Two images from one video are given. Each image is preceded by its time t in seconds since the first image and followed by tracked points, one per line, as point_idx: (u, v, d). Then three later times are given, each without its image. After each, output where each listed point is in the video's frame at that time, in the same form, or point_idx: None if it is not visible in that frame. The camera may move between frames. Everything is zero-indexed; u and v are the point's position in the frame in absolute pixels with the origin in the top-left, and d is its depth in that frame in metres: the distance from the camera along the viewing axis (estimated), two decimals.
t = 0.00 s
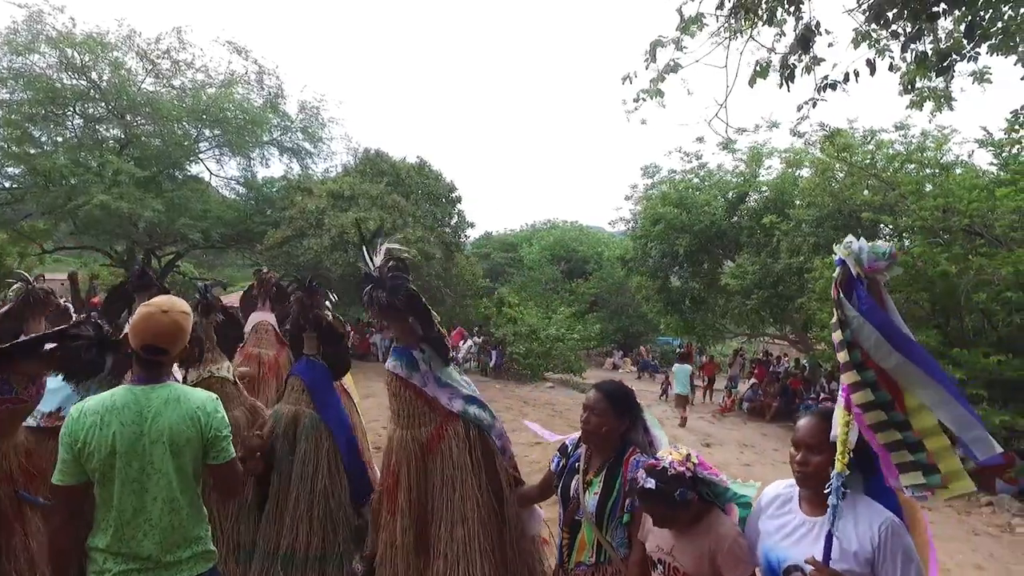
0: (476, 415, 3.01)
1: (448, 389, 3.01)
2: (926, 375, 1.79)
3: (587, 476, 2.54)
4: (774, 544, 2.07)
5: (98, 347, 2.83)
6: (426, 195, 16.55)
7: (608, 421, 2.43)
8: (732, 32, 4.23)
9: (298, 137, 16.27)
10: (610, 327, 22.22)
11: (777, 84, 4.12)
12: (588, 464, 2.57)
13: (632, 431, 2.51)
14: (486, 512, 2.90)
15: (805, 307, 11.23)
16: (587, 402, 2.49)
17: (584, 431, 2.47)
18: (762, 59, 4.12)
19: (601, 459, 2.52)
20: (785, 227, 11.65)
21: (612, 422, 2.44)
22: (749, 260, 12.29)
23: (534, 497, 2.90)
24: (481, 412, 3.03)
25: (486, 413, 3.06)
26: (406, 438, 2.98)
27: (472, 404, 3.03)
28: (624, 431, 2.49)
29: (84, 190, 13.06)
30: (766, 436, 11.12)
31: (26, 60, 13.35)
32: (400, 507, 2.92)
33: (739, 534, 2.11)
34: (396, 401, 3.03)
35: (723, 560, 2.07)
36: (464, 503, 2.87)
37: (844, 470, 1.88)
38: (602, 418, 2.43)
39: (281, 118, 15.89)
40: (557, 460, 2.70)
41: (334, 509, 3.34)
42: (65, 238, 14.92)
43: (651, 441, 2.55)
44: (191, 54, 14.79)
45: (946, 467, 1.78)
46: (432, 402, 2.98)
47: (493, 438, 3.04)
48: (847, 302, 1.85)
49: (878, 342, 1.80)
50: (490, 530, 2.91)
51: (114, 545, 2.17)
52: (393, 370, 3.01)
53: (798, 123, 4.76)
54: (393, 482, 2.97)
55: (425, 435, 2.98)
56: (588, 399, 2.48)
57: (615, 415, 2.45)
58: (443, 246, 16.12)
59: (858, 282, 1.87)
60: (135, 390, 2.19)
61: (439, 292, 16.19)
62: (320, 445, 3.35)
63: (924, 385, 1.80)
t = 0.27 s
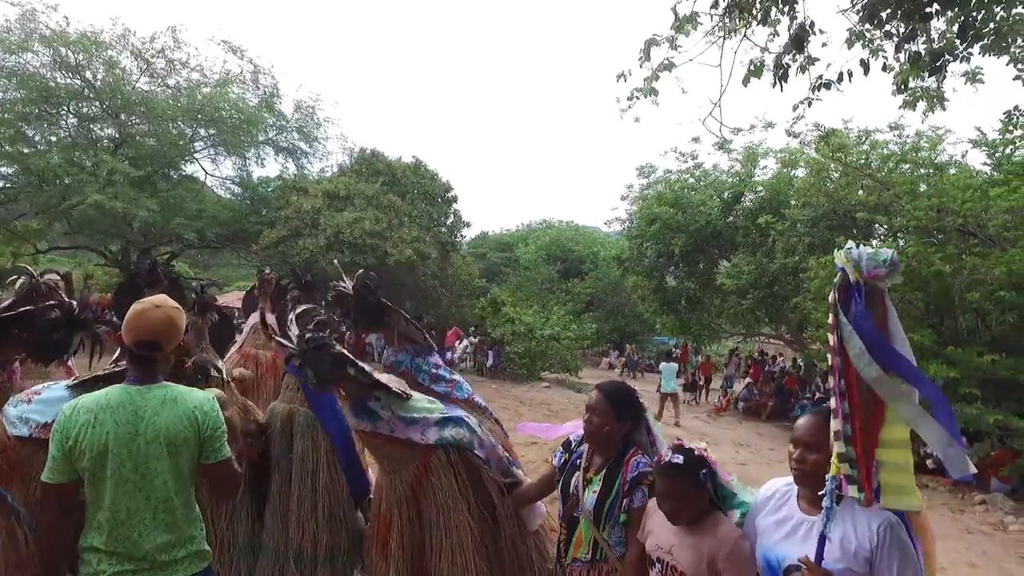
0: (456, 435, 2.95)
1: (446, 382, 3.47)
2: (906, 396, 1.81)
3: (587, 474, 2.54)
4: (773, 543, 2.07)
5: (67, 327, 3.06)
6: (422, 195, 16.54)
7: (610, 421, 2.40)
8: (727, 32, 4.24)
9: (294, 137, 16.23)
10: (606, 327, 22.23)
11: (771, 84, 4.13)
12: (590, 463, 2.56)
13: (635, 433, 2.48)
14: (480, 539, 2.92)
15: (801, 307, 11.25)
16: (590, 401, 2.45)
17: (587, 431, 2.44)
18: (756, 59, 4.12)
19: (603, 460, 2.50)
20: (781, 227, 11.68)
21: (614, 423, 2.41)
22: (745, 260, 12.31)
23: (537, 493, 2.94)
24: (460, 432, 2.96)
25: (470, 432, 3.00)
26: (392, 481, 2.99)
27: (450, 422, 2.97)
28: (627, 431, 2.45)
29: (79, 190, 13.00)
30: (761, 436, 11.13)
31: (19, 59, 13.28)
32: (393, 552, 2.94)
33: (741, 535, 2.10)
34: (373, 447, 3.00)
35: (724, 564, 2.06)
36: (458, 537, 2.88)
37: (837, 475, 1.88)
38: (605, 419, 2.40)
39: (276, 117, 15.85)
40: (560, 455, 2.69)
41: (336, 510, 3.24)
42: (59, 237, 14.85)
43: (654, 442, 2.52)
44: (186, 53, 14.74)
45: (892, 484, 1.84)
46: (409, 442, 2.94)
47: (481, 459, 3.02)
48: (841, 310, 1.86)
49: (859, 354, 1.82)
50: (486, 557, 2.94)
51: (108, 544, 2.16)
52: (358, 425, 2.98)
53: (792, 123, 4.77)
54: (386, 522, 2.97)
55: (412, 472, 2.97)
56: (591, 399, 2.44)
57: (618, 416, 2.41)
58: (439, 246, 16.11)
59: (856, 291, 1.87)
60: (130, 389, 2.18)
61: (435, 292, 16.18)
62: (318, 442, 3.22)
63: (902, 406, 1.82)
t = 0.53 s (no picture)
0: (438, 462, 2.54)
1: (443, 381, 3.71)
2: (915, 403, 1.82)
3: (589, 472, 2.47)
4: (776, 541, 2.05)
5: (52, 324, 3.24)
6: (418, 195, 16.52)
7: (611, 418, 2.36)
8: (723, 32, 4.25)
9: (290, 137, 16.20)
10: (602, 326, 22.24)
11: (768, 83, 4.13)
12: (591, 461, 2.49)
13: (636, 429, 2.45)
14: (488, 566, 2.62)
15: (797, 307, 11.27)
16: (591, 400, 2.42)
17: (589, 429, 2.40)
18: (752, 58, 4.13)
19: (603, 457, 2.44)
20: (777, 226, 11.70)
21: (614, 419, 2.37)
22: (742, 260, 12.33)
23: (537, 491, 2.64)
24: (443, 455, 2.56)
25: (453, 452, 2.60)
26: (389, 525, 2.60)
27: (430, 448, 2.55)
28: (626, 429, 2.42)
29: (74, 189, 12.97)
30: (758, 436, 11.15)
31: (14, 58, 13.23)
32: None
33: (738, 533, 2.13)
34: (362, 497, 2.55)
35: (720, 559, 2.08)
36: None
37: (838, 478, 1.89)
38: (605, 415, 2.36)
39: (272, 117, 15.82)
40: (561, 453, 2.61)
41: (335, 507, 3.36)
42: (55, 237, 14.81)
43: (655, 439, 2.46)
44: (182, 52, 14.70)
45: (907, 496, 1.78)
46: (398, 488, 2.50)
47: (473, 478, 2.64)
48: (851, 324, 1.87)
49: (869, 365, 1.82)
50: None
51: (106, 547, 2.15)
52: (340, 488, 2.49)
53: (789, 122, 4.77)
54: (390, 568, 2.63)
55: (409, 514, 2.58)
56: (592, 398, 2.40)
57: (617, 413, 2.38)
58: (435, 246, 16.11)
59: (868, 301, 1.88)
60: (124, 391, 2.17)
61: (432, 292, 16.18)
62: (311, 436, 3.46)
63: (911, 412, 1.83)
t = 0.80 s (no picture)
0: (429, 481, 2.36)
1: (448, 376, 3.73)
2: (917, 410, 1.82)
3: (596, 476, 2.44)
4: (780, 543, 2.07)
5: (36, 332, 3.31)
6: (417, 194, 16.52)
7: (614, 420, 2.34)
8: (722, 33, 4.25)
9: (288, 137, 16.19)
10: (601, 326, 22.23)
11: (767, 84, 4.14)
12: (597, 464, 2.47)
13: (640, 429, 2.42)
14: None
15: (795, 307, 11.29)
16: (592, 403, 2.39)
17: (593, 433, 2.37)
18: (751, 59, 4.13)
19: (609, 459, 2.42)
20: (775, 227, 11.71)
21: (617, 421, 2.35)
22: (740, 260, 12.34)
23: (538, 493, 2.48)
24: (433, 472, 2.37)
25: (442, 466, 2.42)
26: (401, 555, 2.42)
27: (418, 468, 2.36)
28: (629, 429, 2.40)
29: (72, 189, 12.95)
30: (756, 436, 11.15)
31: (12, 57, 13.21)
32: None
33: (738, 526, 2.14)
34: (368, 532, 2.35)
35: (723, 553, 2.10)
36: None
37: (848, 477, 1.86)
38: (609, 417, 2.34)
39: (270, 117, 15.81)
40: (564, 457, 2.55)
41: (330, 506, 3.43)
42: (52, 237, 14.79)
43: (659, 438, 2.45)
44: (180, 52, 14.69)
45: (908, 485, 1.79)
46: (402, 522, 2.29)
47: (467, 488, 2.45)
48: (866, 331, 1.83)
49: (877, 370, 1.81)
50: None
51: (100, 550, 2.15)
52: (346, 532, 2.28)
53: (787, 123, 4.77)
54: None
55: (414, 539, 2.39)
56: (594, 401, 2.38)
57: (621, 415, 2.35)
58: (434, 246, 16.10)
59: (880, 309, 1.84)
60: (116, 393, 2.17)
61: (430, 292, 16.17)
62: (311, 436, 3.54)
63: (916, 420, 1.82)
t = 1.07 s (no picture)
0: (424, 493, 2.36)
1: (461, 376, 3.79)
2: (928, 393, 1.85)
3: (607, 475, 2.42)
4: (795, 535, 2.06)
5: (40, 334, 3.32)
6: (416, 194, 16.51)
7: (626, 420, 2.34)
8: (721, 33, 4.25)
9: (288, 137, 16.19)
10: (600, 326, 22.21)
11: (766, 84, 4.14)
12: (607, 464, 2.45)
13: (649, 428, 2.41)
14: None
15: (795, 307, 11.30)
16: (603, 402, 2.39)
17: (603, 432, 2.37)
18: (750, 59, 4.14)
19: (620, 457, 2.42)
20: (774, 227, 11.72)
21: (627, 420, 2.34)
22: (739, 260, 12.35)
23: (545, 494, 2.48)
24: (425, 484, 2.37)
25: (434, 476, 2.41)
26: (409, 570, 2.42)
27: (412, 480, 2.36)
28: (639, 428, 2.40)
29: (70, 189, 12.94)
30: (755, 436, 11.15)
31: (11, 57, 13.20)
32: None
33: (758, 522, 2.13)
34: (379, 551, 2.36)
35: (742, 547, 2.09)
36: None
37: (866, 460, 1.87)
38: (621, 417, 2.34)
39: (270, 117, 15.81)
40: (572, 457, 2.51)
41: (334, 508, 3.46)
42: (51, 238, 14.77)
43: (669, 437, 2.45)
44: (179, 52, 14.69)
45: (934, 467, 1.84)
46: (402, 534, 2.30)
47: (462, 495, 2.45)
48: (873, 316, 1.86)
49: (886, 355, 1.83)
50: None
51: (98, 551, 2.15)
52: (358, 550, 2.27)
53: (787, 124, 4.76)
54: None
55: (416, 553, 2.39)
56: (604, 401, 2.38)
57: (631, 414, 2.35)
58: (433, 246, 16.09)
59: (889, 293, 1.87)
60: (112, 393, 2.17)
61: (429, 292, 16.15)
62: (319, 438, 3.56)
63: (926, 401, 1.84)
